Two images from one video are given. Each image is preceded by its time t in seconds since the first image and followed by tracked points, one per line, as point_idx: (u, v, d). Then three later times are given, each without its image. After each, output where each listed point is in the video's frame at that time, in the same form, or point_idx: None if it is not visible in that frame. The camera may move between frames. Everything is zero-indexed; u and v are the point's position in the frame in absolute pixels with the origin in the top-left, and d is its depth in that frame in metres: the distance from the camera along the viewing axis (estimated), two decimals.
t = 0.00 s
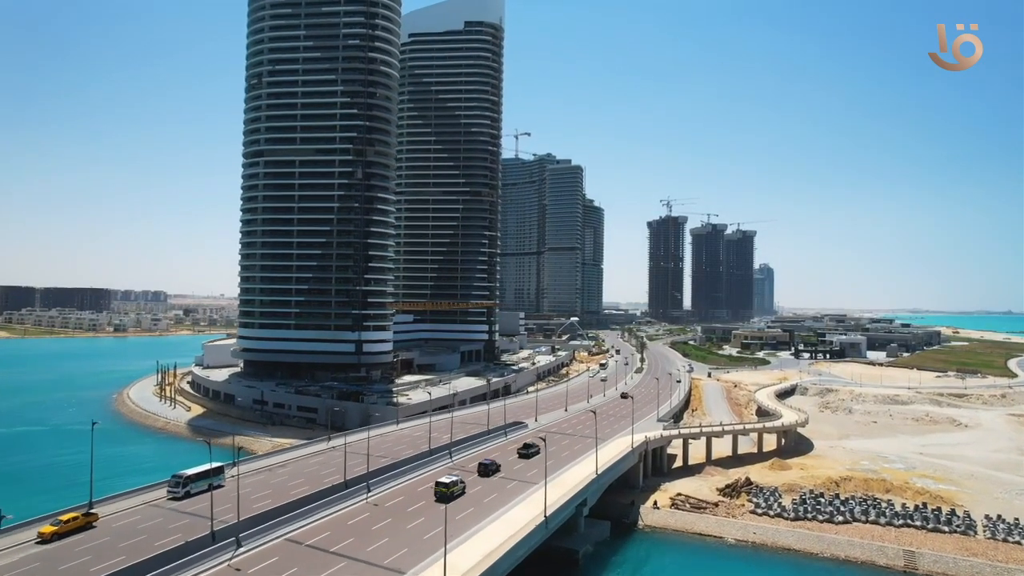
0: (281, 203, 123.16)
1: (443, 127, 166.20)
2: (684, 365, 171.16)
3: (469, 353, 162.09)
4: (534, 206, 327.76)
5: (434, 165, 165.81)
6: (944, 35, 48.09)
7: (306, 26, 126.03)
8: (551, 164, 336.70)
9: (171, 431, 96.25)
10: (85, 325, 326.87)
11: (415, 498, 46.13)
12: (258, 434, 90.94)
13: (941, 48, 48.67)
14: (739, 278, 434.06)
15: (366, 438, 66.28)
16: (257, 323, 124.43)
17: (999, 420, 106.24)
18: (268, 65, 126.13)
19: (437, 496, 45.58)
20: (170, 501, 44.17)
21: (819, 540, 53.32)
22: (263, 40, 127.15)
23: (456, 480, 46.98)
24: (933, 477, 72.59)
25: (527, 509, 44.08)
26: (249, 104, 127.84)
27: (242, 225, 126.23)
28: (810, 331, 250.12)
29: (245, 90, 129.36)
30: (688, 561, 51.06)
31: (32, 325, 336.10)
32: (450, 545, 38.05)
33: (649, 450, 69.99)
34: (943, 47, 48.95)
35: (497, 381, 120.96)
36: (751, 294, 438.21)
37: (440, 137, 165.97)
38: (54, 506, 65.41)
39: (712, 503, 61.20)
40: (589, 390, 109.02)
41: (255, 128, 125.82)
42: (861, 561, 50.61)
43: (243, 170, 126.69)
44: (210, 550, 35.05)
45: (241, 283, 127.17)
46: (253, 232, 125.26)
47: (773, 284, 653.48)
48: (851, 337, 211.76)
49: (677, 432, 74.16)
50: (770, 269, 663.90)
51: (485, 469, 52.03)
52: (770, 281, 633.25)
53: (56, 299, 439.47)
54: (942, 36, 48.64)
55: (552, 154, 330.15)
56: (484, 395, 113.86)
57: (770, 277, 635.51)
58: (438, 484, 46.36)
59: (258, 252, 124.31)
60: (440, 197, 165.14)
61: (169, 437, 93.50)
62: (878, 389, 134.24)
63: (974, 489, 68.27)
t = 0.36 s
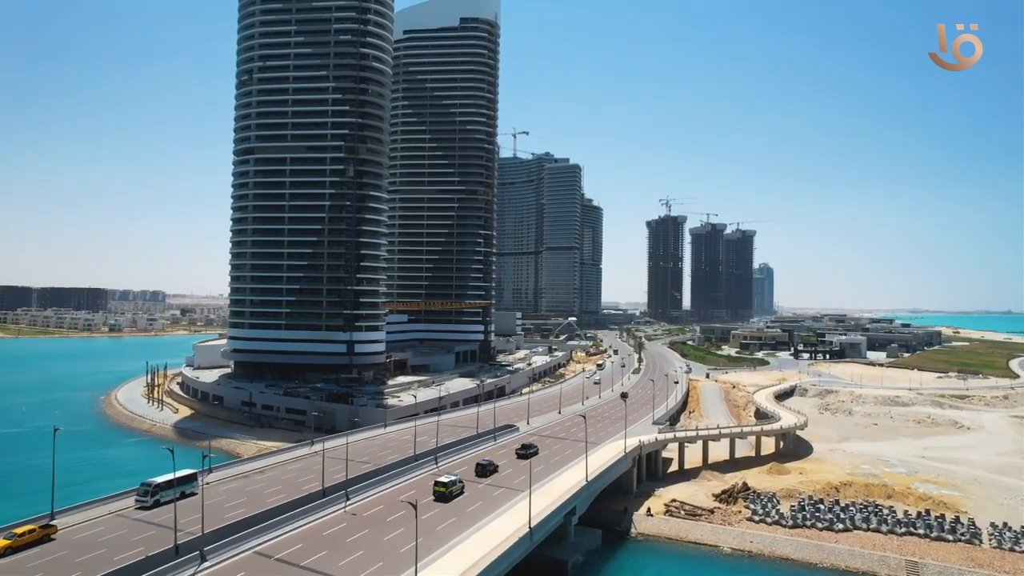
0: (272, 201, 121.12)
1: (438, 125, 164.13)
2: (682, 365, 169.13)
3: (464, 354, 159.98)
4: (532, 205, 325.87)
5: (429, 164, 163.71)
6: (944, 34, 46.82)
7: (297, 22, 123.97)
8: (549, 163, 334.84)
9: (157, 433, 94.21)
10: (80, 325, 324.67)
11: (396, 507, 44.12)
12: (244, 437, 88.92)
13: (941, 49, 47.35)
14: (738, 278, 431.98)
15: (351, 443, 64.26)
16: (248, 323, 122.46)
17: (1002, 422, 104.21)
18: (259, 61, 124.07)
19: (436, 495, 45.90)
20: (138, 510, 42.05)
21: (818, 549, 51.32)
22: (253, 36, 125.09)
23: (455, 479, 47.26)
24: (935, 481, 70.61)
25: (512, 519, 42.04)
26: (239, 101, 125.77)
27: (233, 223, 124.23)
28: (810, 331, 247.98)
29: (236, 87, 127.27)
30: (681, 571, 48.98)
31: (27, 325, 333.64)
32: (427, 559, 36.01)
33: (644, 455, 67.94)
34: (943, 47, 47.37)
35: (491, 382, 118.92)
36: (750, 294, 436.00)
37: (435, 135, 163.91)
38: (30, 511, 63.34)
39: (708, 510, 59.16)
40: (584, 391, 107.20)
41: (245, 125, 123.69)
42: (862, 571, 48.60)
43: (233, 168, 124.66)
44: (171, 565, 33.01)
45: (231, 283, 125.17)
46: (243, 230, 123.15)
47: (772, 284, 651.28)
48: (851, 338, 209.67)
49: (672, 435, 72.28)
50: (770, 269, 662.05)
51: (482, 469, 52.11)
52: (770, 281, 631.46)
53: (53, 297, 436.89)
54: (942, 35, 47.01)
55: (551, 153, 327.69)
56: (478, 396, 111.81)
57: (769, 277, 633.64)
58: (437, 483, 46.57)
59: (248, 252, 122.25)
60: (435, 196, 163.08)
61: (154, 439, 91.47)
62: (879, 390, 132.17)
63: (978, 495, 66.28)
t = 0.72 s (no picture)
0: (263, 199, 119.14)
1: (433, 122, 162.06)
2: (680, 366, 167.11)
3: (460, 354, 157.94)
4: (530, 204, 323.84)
5: (424, 162, 161.60)
6: (943, 36, 46.94)
7: (287, 17, 121.89)
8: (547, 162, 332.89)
9: (142, 434, 92.13)
10: (75, 325, 322.59)
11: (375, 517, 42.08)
12: (231, 439, 86.89)
13: (942, 49, 47.31)
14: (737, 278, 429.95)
15: (335, 447, 62.22)
16: (238, 323, 120.45)
17: (1005, 424, 102.12)
18: (250, 57, 122.02)
19: (434, 493, 45.81)
20: (103, 520, 39.85)
21: (817, 558, 49.32)
22: (244, 31, 122.97)
23: (454, 478, 46.95)
24: (938, 486, 68.61)
25: (496, 529, 39.99)
26: (230, 97, 123.69)
27: (223, 222, 122.14)
28: (809, 331, 245.97)
29: (226, 83, 125.16)
30: None
31: (22, 324, 331.64)
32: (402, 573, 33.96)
33: (638, 459, 65.91)
34: (944, 47, 47.38)
35: (485, 384, 116.87)
36: (751, 294, 433.82)
37: (430, 133, 161.82)
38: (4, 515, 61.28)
39: (703, 517, 57.13)
40: (580, 392, 105.25)
41: (235, 122, 121.64)
42: None
43: (224, 166, 122.62)
44: None
45: (221, 283, 123.18)
46: (234, 229, 121.07)
47: (772, 284, 648.83)
48: (852, 338, 207.53)
49: (668, 439, 70.38)
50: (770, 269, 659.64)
51: (480, 470, 51.74)
52: (770, 281, 629.34)
53: (49, 297, 434.85)
54: (943, 35, 47.11)
55: (549, 152, 325.69)
56: (471, 398, 109.88)
57: (769, 277, 631.45)
58: (436, 483, 46.31)
59: (238, 251, 120.19)
60: (430, 194, 161.04)
61: (139, 441, 89.35)
62: (880, 391, 130.01)
63: (982, 500, 64.28)
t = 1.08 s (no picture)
0: (253, 196, 117.11)
1: (428, 120, 160.00)
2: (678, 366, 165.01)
3: (455, 355, 155.88)
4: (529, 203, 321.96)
5: (419, 160, 159.60)
6: (944, 35, 48.47)
7: (279, 12, 119.83)
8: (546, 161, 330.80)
9: (127, 436, 90.04)
10: (70, 324, 320.12)
11: (352, 527, 40.15)
12: (217, 442, 84.87)
13: (941, 49, 49.28)
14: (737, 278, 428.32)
15: (318, 452, 60.13)
16: (228, 323, 118.40)
17: (1009, 427, 100.15)
18: (240, 52, 119.88)
19: (436, 493, 46.29)
20: (64, 532, 37.79)
21: (817, 569, 47.33)
22: (234, 26, 120.83)
23: (453, 478, 47.55)
24: (942, 491, 66.67)
25: (478, 540, 37.98)
26: (220, 93, 121.53)
27: (212, 220, 120.10)
28: (809, 331, 244.04)
29: (216, 79, 123.00)
30: None
31: (17, 324, 329.40)
32: None
33: (632, 464, 63.91)
34: (943, 48, 48.57)
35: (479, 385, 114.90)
36: (751, 293, 431.70)
37: (425, 131, 159.81)
38: None
39: (699, 525, 55.11)
40: (574, 394, 103.35)
41: (225, 119, 119.62)
42: None
43: (214, 163, 120.54)
44: None
45: (211, 283, 121.15)
46: (224, 227, 119.02)
47: (772, 283, 646.87)
48: (852, 338, 205.48)
49: (663, 443, 68.49)
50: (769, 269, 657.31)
51: (479, 470, 51.95)
52: (770, 281, 627.63)
53: (46, 297, 432.58)
54: (942, 37, 48.40)
55: (547, 151, 323.74)
56: (464, 399, 107.93)
57: (769, 277, 629.60)
58: (436, 482, 46.95)
59: (228, 249, 118.16)
60: (425, 193, 159.04)
61: (124, 443, 87.33)
62: (881, 392, 128.02)
63: (988, 507, 62.31)
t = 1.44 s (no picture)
0: (243, 194, 115.01)
1: (423, 117, 157.94)
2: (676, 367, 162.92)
3: (450, 355, 153.91)
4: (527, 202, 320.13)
5: (414, 157, 157.55)
6: (944, 36, 46.73)
7: (269, 6, 117.68)
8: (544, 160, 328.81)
9: (111, 439, 87.91)
10: (65, 324, 317.72)
11: (326, 539, 38.13)
12: (202, 445, 82.84)
13: (941, 50, 47.28)
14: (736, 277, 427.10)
15: (301, 457, 58.05)
16: (218, 323, 116.27)
17: (1013, 429, 98.10)
18: (229, 48, 117.68)
19: (433, 492, 46.29)
20: (20, 545, 35.71)
21: None
22: (224, 21, 118.61)
23: (452, 478, 47.44)
24: (945, 497, 64.63)
25: (458, 554, 35.93)
26: (209, 90, 119.28)
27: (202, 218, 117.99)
28: (808, 331, 242.02)
29: (206, 75, 120.76)
30: None
31: (11, 324, 327.17)
32: None
33: (625, 470, 61.87)
34: (944, 47, 47.22)
35: (472, 386, 112.84)
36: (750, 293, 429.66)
37: (420, 128, 157.82)
38: None
39: (694, 533, 53.04)
40: (569, 395, 101.52)
41: (215, 115, 117.33)
42: None
43: (203, 160, 118.38)
44: None
45: (201, 282, 119.07)
46: (213, 226, 116.95)
47: (772, 283, 644.87)
48: (852, 338, 203.47)
49: (657, 446, 66.63)
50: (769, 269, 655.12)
51: (478, 471, 51.93)
52: (770, 281, 626.29)
53: (42, 297, 430.21)
54: (942, 36, 47.14)
55: (545, 150, 321.75)
56: (458, 400, 105.85)
57: (769, 277, 628.14)
58: (434, 482, 46.92)
59: (218, 248, 116.14)
60: (420, 191, 156.95)
61: (107, 446, 85.24)
62: (882, 394, 125.96)
63: (993, 513, 60.26)
